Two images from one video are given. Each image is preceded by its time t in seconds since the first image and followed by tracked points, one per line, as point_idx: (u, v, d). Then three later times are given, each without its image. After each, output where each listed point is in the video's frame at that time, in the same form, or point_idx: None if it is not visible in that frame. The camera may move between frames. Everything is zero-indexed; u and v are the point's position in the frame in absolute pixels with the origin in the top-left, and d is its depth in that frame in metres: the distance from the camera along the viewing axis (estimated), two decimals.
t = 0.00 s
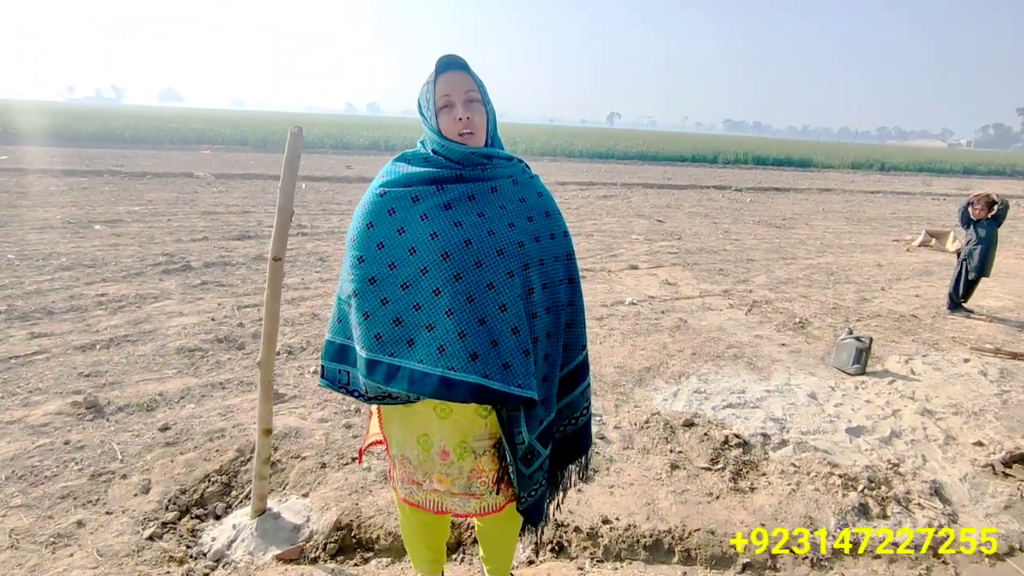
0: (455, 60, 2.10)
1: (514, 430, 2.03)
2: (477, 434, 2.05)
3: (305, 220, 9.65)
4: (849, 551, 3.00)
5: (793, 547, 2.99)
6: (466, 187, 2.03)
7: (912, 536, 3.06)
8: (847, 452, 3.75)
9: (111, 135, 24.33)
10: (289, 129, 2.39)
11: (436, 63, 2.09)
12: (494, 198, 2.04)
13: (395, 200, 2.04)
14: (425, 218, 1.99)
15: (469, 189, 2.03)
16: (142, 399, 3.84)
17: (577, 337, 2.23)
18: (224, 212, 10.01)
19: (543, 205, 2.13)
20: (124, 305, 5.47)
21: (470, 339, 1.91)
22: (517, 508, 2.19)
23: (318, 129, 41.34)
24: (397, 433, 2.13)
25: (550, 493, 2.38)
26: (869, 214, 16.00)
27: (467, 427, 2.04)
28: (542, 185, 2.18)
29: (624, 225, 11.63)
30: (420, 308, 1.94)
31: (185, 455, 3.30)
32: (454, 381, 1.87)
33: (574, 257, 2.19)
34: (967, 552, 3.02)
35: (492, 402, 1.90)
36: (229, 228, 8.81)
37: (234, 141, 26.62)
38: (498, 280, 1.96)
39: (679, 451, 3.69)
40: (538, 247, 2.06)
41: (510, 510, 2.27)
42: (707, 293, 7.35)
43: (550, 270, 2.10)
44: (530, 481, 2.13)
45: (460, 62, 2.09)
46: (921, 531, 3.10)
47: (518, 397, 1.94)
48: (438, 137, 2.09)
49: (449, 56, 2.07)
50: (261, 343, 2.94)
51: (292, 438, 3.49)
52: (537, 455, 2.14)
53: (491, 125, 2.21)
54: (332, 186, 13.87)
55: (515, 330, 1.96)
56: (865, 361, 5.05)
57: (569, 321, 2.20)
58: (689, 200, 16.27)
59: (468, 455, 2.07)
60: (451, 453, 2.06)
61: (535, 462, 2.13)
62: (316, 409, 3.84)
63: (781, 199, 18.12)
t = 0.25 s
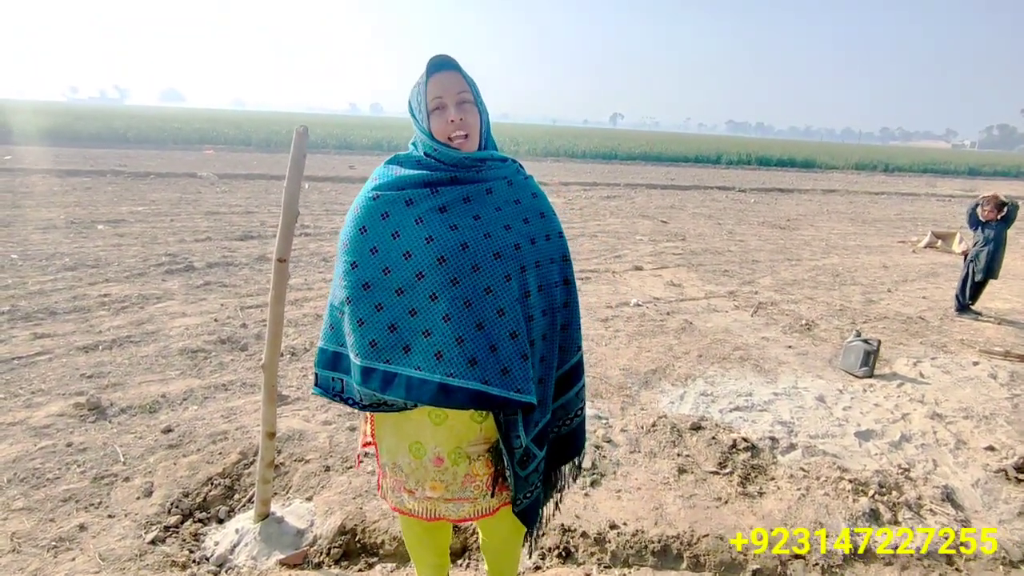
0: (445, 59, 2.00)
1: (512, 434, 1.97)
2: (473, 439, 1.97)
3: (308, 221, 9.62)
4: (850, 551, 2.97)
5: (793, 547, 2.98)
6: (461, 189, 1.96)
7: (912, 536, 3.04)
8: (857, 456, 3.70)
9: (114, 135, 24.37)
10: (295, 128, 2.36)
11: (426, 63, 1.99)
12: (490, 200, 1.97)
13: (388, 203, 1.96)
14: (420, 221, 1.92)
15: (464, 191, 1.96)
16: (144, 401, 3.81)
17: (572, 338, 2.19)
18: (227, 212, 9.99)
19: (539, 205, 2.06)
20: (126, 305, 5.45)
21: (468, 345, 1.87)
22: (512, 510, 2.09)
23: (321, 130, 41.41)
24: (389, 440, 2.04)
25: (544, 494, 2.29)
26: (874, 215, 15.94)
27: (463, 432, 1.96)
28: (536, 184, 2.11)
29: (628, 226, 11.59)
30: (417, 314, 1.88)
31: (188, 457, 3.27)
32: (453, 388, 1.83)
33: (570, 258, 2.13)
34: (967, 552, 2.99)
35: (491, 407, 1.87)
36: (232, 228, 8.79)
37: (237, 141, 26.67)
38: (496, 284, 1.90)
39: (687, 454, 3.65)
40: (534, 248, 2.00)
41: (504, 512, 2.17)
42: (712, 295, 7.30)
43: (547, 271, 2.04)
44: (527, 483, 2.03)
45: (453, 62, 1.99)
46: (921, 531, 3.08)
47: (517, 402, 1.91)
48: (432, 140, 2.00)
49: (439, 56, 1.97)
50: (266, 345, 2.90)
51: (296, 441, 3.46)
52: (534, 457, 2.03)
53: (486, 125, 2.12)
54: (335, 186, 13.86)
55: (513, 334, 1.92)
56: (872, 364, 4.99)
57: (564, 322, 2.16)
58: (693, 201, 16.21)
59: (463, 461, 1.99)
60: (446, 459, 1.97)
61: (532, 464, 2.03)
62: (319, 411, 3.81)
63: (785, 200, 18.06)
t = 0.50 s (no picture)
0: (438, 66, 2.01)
1: (506, 441, 1.93)
2: (466, 444, 1.94)
3: (311, 221, 9.62)
4: (850, 550, 2.97)
5: (793, 547, 2.98)
6: (460, 192, 1.94)
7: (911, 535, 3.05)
8: (863, 461, 3.68)
9: (117, 135, 24.39)
10: (299, 129, 2.34)
11: (419, 71, 2.00)
12: (488, 204, 1.95)
13: (386, 204, 1.94)
14: (417, 223, 1.90)
15: (463, 194, 1.94)
16: (147, 402, 3.80)
17: (570, 345, 2.16)
18: (230, 213, 9.99)
19: (538, 211, 2.05)
20: (129, 305, 5.44)
21: (464, 348, 1.84)
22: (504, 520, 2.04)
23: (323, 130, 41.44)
24: (382, 441, 2.02)
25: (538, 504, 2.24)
26: (878, 217, 15.90)
27: (456, 437, 1.93)
28: (536, 190, 2.09)
29: (631, 227, 11.56)
30: (412, 317, 1.86)
31: (190, 459, 3.25)
32: (448, 391, 1.80)
33: (569, 264, 2.10)
34: (967, 552, 3.00)
35: (486, 412, 1.84)
36: (235, 228, 8.79)
37: (240, 141, 26.69)
38: (493, 287, 1.87)
39: (692, 458, 3.63)
40: (533, 253, 1.97)
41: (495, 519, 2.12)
42: (716, 297, 7.28)
43: (545, 277, 2.02)
44: (518, 492, 1.98)
45: (447, 67, 2.00)
46: (920, 531, 3.09)
47: (513, 408, 1.88)
48: (427, 146, 2.00)
49: (432, 62, 1.98)
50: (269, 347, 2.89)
51: (299, 443, 3.45)
52: (527, 466, 1.99)
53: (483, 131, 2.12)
54: (338, 187, 13.85)
55: (510, 339, 1.89)
56: (878, 367, 4.96)
57: (562, 329, 2.13)
58: (696, 202, 16.18)
59: (455, 466, 1.96)
60: (437, 463, 1.94)
61: (524, 472, 1.98)
62: (322, 413, 3.79)
63: (788, 201, 18.03)
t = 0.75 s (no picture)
0: (438, 64, 1.98)
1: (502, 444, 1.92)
2: (461, 446, 1.91)
3: (312, 221, 9.60)
4: (849, 550, 2.97)
5: (793, 547, 2.98)
6: (454, 188, 1.93)
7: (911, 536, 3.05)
8: (866, 464, 3.65)
9: (119, 134, 24.39)
10: (299, 128, 2.33)
11: (419, 69, 1.98)
12: (483, 201, 1.94)
13: (380, 199, 1.93)
14: (411, 218, 1.88)
15: (457, 190, 1.93)
16: (147, 402, 3.79)
17: (564, 347, 2.14)
18: (231, 212, 9.98)
19: (533, 211, 2.04)
20: (130, 305, 5.43)
21: (457, 344, 1.81)
22: (494, 524, 2.02)
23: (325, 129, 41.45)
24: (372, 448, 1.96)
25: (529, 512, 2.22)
26: (880, 217, 15.86)
27: (451, 438, 1.90)
28: (532, 191, 2.09)
29: (633, 227, 11.53)
30: (405, 312, 1.83)
31: (190, 460, 3.24)
32: (440, 388, 1.77)
33: (565, 266, 2.09)
34: (968, 552, 2.99)
35: (479, 411, 1.80)
36: (236, 228, 8.77)
37: (242, 140, 26.71)
38: (487, 284, 1.85)
39: (694, 461, 3.61)
40: (528, 252, 1.96)
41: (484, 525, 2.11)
42: (718, 298, 7.25)
43: (540, 277, 2.00)
44: (508, 494, 1.97)
45: (447, 66, 1.98)
46: (920, 531, 3.09)
47: (506, 407, 1.85)
48: (424, 144, 1.98)
49: (432, 61, 1.96)
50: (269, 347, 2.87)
51: (298, 445, 3.43)
52: (519, 469, 1.98)
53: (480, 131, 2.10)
54: (339, 186, 13.84)
55: (504, 336, 1.87)
56: (881, 369, 4.93)
57: (557, 331, 2.11)
58: (698, 203, 16.15)
59: (451, 469, 1.93)
60: (433, 468, 1.91)
61: (515, 475, 1.97)
62: (322, 414, 3.77)
63: (790, 202, 17.99)
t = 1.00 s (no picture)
0: (433, 62, 1.96)
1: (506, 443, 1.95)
2: (463, 449, 1.90)
3: (311, 220, 9.59)
4: (849, 550, 2.96)
5: (793, 547, 2.97)
6: (449, 187, 1.92)
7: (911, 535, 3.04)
8: (866, 463, 3.65)
9: (117, 133, 24.34)
10: (296, 127, 2.32)
11: (414, 66, 1.95)
12: (477, 200, 1.94)
13: (374, 199, 1.90)
14: (407, 219, 1.86)
15: (452, 190, 1.92)
16: (144, 402, 3.77)
17: (558, 342, 2.15)
18: (230, 211, 9.96)
19: (525, 208, 2.04)
20: (128, 304, 5.42)
21: (461, 344, 1.81)
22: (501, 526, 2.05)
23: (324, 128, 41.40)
24: (371, 453, 1.93)
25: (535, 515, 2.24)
26: (879, 216, 15.86)
27: (454, 441, 1.89)
28: (521, 188, 2.09)
29: (632, 226, 11.52)
30: (406, 314, 1.82)
31: (187, 460, 3.23)
32: (447, 389, 1.76)
33: (556, 261, 2.10)
34: (968, 552, 2.98)
35: (486, 410, 1.81)
36: (235, 227, 8.75)
37: (240, 139, 26.67)
38: (486, 282, 1.85)
39: (693, 460, 3.60)
40: (523, 249, 1.96)
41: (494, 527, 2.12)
42: (717, 297, 7.24)
43: (535, 273, 2.01)
44: (515, 495, 2.00)
45: (442, 66, 1.96)
46: (920, 531, 3.08)
47: (512, 404, 1.86)
48: (418, 143, 1.96)
49: (428, 59, 1.94)
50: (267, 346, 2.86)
51: (297, 444, 3.42)
52: (524, 469, 2.01)
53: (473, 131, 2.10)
54: (338, 185, 13.82)
55: (506, 334, 1.87)
56: (881, 368, 4.92)
57: (551, 327, 2.12)
58: (697, 201, 16.14)
59: (453, 472, 1.91)
60: (434, 471, 1.89)
61: (520, 475, 2.00)
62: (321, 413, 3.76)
63: (790, 200, 17.98)
